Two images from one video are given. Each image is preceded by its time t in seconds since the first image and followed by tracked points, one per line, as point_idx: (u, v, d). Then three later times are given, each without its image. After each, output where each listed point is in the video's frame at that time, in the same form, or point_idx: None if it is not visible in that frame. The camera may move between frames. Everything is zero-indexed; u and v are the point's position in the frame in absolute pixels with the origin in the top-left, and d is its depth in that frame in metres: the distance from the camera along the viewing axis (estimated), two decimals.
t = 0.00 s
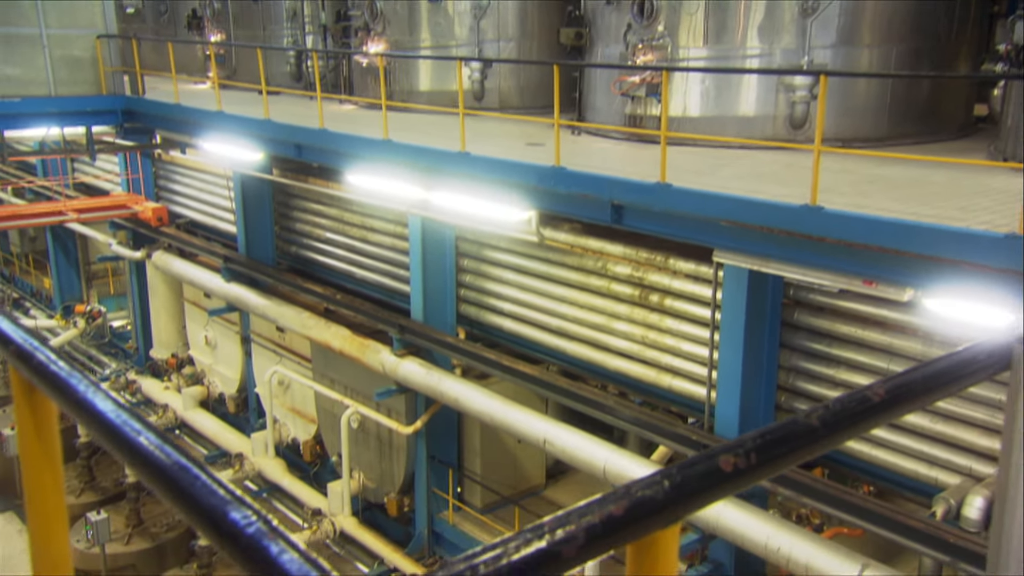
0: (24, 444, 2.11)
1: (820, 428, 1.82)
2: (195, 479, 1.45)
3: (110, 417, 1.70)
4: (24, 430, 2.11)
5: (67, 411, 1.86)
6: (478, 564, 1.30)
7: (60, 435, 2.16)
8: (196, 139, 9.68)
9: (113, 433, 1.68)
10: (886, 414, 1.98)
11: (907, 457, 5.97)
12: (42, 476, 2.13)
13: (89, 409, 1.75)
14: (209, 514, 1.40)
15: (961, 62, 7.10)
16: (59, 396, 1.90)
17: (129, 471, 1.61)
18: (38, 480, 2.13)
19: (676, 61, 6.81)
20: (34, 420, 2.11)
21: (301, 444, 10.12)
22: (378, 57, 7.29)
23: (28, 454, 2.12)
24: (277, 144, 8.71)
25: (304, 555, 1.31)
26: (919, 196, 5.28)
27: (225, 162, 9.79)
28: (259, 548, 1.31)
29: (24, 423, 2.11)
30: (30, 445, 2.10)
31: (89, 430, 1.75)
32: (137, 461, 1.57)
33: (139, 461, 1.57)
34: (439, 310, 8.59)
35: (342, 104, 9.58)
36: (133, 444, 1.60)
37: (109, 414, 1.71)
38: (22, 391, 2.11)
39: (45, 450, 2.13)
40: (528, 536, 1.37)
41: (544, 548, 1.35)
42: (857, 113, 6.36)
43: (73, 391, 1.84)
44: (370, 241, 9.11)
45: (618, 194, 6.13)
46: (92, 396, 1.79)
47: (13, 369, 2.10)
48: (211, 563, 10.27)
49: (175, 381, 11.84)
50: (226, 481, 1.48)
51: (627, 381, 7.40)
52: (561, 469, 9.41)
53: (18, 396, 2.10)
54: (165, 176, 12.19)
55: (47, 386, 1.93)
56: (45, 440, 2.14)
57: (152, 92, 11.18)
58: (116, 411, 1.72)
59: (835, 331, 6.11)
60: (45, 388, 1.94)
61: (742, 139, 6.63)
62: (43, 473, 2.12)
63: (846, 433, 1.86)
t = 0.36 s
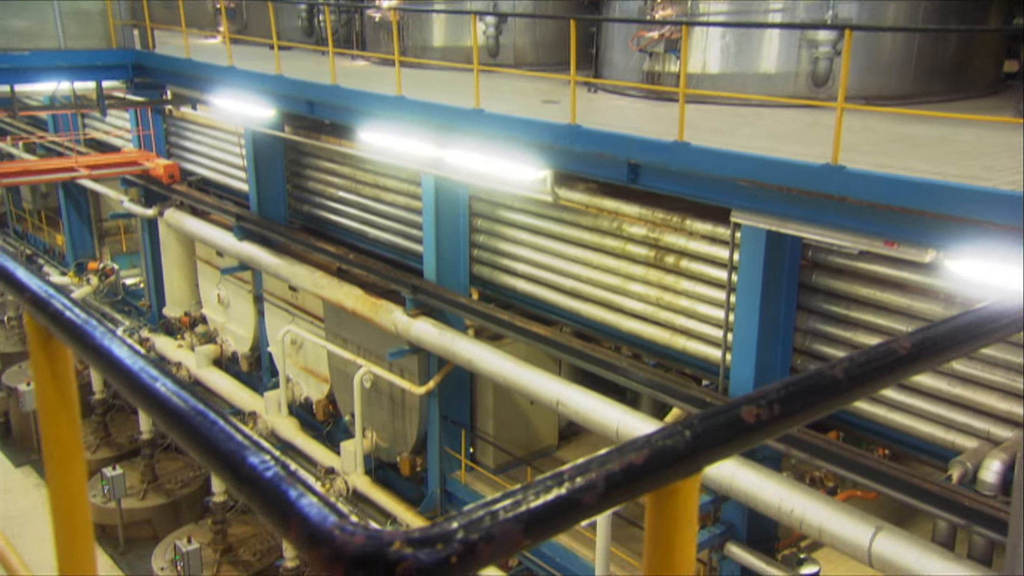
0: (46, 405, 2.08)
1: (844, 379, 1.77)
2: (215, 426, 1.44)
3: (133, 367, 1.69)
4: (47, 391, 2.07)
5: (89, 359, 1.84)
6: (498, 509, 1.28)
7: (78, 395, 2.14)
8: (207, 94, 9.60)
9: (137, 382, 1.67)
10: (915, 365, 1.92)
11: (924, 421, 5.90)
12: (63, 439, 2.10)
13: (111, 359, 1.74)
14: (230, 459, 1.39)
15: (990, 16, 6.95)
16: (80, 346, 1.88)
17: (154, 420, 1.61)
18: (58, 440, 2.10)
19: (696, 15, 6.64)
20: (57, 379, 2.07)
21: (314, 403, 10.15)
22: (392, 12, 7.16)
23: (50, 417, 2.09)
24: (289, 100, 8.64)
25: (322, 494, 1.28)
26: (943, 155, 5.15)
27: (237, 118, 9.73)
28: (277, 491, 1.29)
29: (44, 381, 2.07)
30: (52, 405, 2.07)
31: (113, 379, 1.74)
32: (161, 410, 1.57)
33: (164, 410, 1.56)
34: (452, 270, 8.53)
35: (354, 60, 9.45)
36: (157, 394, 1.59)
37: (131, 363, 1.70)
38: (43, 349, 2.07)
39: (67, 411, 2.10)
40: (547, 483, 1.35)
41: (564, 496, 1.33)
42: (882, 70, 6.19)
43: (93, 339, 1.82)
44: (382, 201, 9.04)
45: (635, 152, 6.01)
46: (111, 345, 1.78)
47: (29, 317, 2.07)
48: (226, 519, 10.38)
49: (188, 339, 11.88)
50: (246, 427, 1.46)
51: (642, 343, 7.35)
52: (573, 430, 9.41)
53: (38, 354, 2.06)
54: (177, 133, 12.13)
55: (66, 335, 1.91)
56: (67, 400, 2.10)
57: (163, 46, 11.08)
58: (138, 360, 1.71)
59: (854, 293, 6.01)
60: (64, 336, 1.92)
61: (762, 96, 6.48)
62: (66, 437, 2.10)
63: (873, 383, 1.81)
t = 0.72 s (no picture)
0: (68, 365, 2.08)
1: (872, 335, 1.71)
2: (236, 379, 1.49)
3: (153, 321, 1.73)
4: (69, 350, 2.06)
5: (107, 311, 1.87)
6: (520, 461, 1.31)
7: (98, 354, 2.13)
8: (221, 54, 9.52)
9: (157, 335, 1.72)
10: (944, 323, 1.86)
11: (944, 389, 5.83)
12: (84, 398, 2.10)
13: (130, 311, 1.77)
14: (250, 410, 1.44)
15: None
16: (100, 299, 1.89)
17: (175, 372, 1.64)
18: (80, 399, 2.10)
19: None
20: (78, 339, 2.06)
21: (329, 366, 10.18)
22: None
23: (73, 375, 2.09)
24: (303, 60, 8.58)
25: (342, 445, 1.34)
26: (971, 117, 5.03)
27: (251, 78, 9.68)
28: (298, 440, 1.35)
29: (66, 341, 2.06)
30: (74, 365, 2.07)
31: (132, 330, 1.78)
32: (183, 361, 1.62)
33: (185, 362, 1.61)
34: (467, 234, 8.48)
35: (369, 20, 9.33)
36: (178, 346, 1.64)
37: (151, 316, 1.74)
38: (63, 305, 2.05)
39: (89, 370, 2.10)
40: (569, 436, 1.37)
41: (586, 449, 1.35)
42: (909, 30, 6.04)
43: (112, 291, 1.84)
44: (397, 163, 8.97)
45: (654, 114, 5.90)
46: (131, 297, 1.81)
47: (46, 268, 2.05)
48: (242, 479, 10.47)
49: (203, 301, 11.91)
50: (265, 379, 1.51)
51: (657, 309, 7.29)
52: (587, 396, 9.39)
53: (59, 312, 2.05)
54: (191, 93, 12.06)
55: (85, 288, 1.92)
56: (89, 359, 2.10)
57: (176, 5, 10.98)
58: (157, 313, 1.74)
59: (875, 259, 5.92)
60: (82, 287, 1.93)
61: (784, 57, 6.35)
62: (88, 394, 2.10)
63: (901, 340, 1.74)
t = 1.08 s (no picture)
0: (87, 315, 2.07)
1: (903, 290, 1.66)
2: (259, 328, 1.50)
3: (174, 270, 1.72)
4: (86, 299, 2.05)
5: (128, 261, 1.85)
6: (545, 411, 1.32)
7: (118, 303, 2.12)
8: (237, 12, 9.43)
9: (179, 285, 1.70)
10: (976, 280, 1.81)
11: (966, 356, 5.76)
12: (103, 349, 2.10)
13: (152, 261, 1.76)
14: (275, 360, 1.46)
15: None
16: (121, 249, 1.87)
17: (198, 322, 1.65)
18: (101, 351, 2.10)
19: None
20: (97, 288, 2.05)
21: (344, 328, 10.20)
22: None
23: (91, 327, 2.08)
24: (321, 19, 8.52)
25: (367, 394, 1.36)
26: (1001, 77, 4.91)
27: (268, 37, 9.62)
28: (322, 389, 1.37)
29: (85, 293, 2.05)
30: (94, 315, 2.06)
31: (152, 280, 1.77)
32: (204, 312, 1.62)
33: (207, 313, 1.61)
34: (484, 197, 8.42)
35: None
36: (200, 298, 1.63)
37: (171, 266, 1.73)
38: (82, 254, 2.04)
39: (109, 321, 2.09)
40: (594, 387, 1.37)
41: (610, 400, 1.35)
42: None
43: (132, 241, 1.83)
44: (414, 124, 8.91)
45: (674, 76, 5.80)
46: (151, 248, 1.79)
47: (67, 218, 2.02)
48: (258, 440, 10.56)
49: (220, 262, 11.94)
50: (287, 329, 1.52)
51: (675, 273, 7.24)
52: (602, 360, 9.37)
53: (77, 262, 2.03)
54: (206, 52, 11.99)
55: (106, 238, 1.90)
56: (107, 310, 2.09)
57: None
58: (178, 262, 1.73)
59: (897, 224, 5.82)
60: (103, 238, 1.91)
61: (810, 17, 6.22)
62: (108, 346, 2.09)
63: (933, 297, 1.70)
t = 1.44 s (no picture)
0: (111, 274, 2.11)
1: (934, 247, 1.61)
2: (280, 279, 1.48)
3: (194, 222, 1.70)
4: (109, 257, 2.09)
5: (149, 214, 1.84)
6: (568, 363, 1.30)
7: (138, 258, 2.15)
8: None
9: (198, 238, 1.69)
10: (1005, 238, 1.77)
11: (986, 325, 5.70)
12: (124, 307, 2.15)
13: (172, 212, 1.75)
14: (298, 311, 1.44)
15: None
16: (141, 202, 1.86)
17: (218, 275, 1.63)
18: (120, 306, 2.14)
19: None
20: (119, 246, 2.07)
21: (360, 292, 10.22)
22: None
23: (115, 285, 2.13)
24: None
25: (389, 344, 1.35)
26: None
27: None
28: (344, 339, 1.37)
29: (106, 251, 2.08)
30: (118, 275, 2.09)
31: (173, 233, 1.76)
32: (224, 263, 1.61)
33: (227, 264, 1.60)
34: (500, 162, 8.35)
35: None
36: (220, 248, 1.62)
37: (191, 217, 1.71)
38: (104, 210, 2.07)
39: (132, 281, 2.14)
40: (618, 340, 1.35)
41: (634, 353, 1.33)
42: None
43: (152, 192, 1.81)
44: (430, 87, 8.83)
45: (695, 38, 5.72)
46: (171, 199, 1.78)
47: (89, 172, 2.03)
48: (275, 402, 10.64)
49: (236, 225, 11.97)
50: (309, 280, 1.51)
51: (692, 240, 7.18)
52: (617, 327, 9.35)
53: (100, 219, 2.07)
54: (222, 12, 11.90)
55: (127, 191, 1.89)
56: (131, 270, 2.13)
57: None
58: (198, 215, 1.71)
59: (920, 191, 5.73)
60: (122, 189, 1.91)
61: None
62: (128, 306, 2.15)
63: (964, 255, 1.65)
